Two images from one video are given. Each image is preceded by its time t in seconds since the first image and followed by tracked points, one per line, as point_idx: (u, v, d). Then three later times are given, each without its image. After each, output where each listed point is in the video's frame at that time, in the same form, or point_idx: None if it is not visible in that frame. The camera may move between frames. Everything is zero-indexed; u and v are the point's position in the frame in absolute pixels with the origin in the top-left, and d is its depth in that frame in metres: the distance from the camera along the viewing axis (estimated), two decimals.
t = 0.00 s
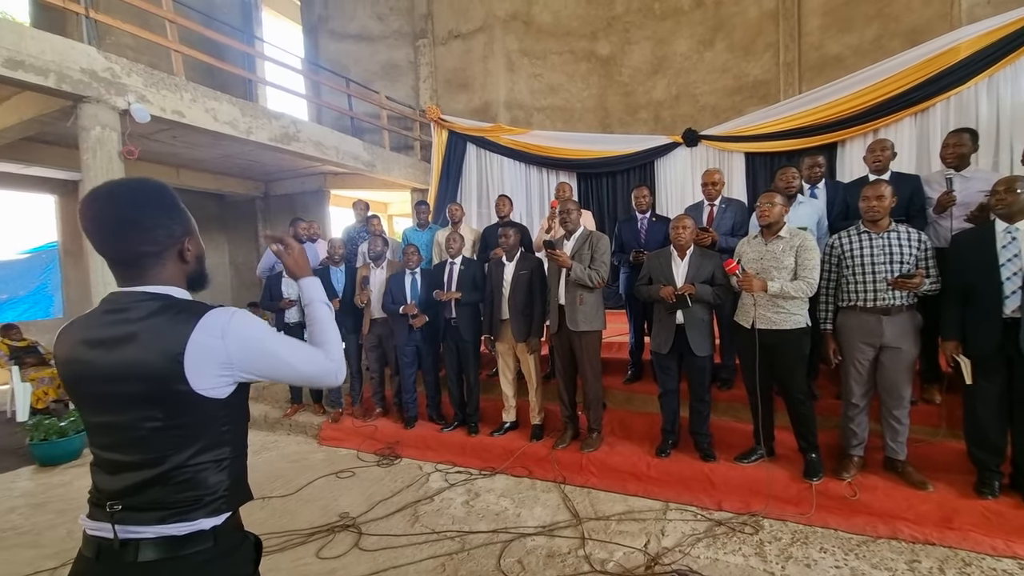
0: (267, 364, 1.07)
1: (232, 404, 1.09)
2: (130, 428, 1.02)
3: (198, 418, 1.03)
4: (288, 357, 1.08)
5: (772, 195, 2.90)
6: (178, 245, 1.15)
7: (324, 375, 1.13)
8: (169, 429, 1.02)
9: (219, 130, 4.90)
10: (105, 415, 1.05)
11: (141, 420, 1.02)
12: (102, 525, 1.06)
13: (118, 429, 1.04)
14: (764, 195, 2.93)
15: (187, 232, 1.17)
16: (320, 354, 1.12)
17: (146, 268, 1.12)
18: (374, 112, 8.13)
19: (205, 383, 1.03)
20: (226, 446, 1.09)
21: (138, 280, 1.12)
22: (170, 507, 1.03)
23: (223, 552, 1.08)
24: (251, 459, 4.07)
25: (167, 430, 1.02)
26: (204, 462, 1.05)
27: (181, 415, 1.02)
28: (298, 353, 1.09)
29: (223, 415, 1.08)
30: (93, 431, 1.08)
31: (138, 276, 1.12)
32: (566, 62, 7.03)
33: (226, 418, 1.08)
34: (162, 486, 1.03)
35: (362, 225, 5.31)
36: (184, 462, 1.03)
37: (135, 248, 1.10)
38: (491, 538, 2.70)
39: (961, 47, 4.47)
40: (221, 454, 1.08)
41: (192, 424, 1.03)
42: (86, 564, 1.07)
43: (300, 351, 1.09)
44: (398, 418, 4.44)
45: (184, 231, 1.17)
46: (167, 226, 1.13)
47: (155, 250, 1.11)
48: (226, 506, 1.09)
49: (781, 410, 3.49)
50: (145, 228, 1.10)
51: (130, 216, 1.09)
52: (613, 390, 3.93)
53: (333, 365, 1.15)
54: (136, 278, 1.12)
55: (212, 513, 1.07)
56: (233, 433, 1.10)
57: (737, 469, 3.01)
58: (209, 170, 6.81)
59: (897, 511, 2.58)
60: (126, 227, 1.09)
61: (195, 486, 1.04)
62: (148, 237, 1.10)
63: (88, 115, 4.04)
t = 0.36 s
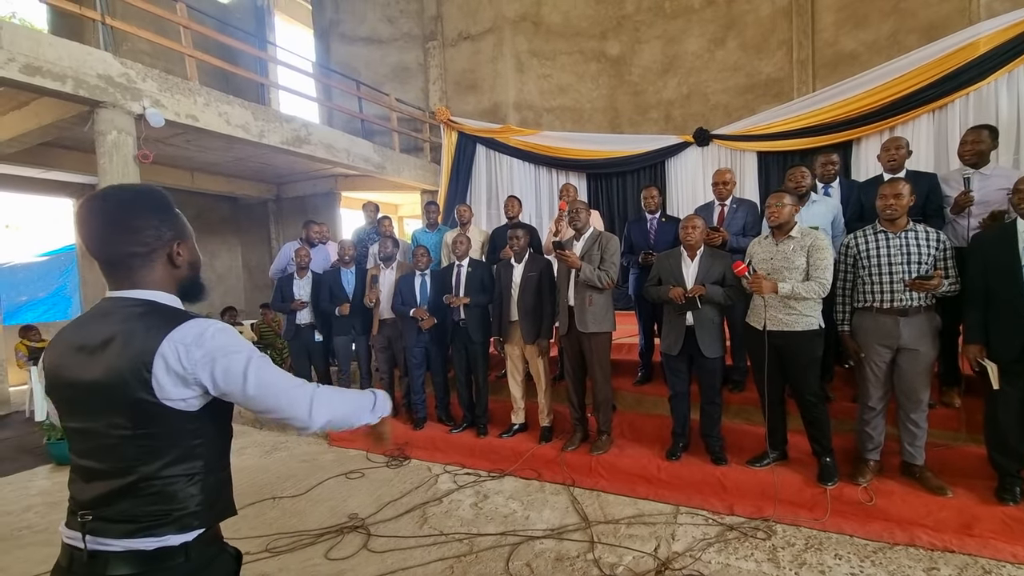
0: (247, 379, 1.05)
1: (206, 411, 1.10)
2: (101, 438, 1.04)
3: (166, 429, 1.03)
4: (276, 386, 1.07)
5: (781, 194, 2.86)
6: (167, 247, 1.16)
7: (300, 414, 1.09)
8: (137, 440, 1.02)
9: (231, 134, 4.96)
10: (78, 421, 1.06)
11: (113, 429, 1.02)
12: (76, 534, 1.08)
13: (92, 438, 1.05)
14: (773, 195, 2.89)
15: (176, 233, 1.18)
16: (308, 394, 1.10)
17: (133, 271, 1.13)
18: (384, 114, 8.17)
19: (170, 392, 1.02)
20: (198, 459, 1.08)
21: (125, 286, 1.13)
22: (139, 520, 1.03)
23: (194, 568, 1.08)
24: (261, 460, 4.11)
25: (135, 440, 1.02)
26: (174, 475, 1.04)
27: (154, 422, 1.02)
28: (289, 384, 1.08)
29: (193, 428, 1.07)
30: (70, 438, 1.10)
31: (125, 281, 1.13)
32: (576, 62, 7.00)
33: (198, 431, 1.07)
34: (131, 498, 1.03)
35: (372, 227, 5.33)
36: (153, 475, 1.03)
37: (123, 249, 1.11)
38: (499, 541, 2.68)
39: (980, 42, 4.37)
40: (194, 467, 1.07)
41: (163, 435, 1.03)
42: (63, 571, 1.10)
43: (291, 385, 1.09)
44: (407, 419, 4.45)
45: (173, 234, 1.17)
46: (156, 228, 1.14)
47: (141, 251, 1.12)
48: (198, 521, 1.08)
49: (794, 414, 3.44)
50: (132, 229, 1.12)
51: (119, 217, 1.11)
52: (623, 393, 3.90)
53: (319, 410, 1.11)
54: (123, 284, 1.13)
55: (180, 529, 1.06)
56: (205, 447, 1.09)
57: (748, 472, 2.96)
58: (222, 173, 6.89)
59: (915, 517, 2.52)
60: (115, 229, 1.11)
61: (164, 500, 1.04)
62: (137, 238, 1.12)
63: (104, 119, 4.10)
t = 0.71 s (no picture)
0: (224, 361, 1.02)
1: (187, 411, 1.08)
2: (79, 439, 1.03)
3: (148, 428, 1.02)
4: (249, 354, 1.02)
5: (773, 197, 2.88)
6: (132, 242, 1.13)
7: (286, 372, 1.03)
8: (117, 440, 1.01)
9: (226, 131, 4.93)
10: (57, 422, 1.06)
11: (91, 430, 1.02)
12: (62, 533, 1.07)
13: (72, 439, 1.04)
14: (765, 197, 2.91)
15: (139, 228, 1.14)
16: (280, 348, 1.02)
17: (99, 269, 1.11)
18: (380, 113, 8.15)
19: (146, 393, 1.01)
20: (183, 456, 1.07)
21: (95, 284, 1.11)
22: (125, 519, 1.03)
23: (183, 564, 1.08)
24: (254, 459, 4.09)
25: (115, 440, 1.01)
26: (158, 473, 1.04)
27: (135, 421, 1.01)
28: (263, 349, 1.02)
29: (171, 429, 1.05)
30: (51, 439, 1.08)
31: (95, 279, 1.11)
32: (573, 63, 7.01)
33: (180, 429, 1.06)
34: (115, 498, 1.03)
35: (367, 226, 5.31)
36: (136, 473, 1.03)
37: (83, 247, 1.09)
38: (493, 541, 2.68)
39: (973, 48, 4.42)
40: (178, 465, 1.07)
41: (144, 434, 1.02)
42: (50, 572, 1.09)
43: (263, 346, 1.02)
44: (400, 419, 4.43)
45: (137, 228, 1.14)
46: (115, 224, 1.11)
47: (101, 250, 1.09)
48: (184, 518, 1.08)
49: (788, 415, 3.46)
50: (91, 226, 1.09)
51: (77, 214, 1.08)
52: (618, 393, 3.91)
53: (300, 359, 1.03)
54: (93, 282, 1.11)
55: (167, 525, 1.06)
56: (188, 445, 1.08)
57: (742, 473, 2.97)
58: (216, 170, 6.85)
59: (906, 517, 2.54)
60: (74, 226, 1.08)
61: (150, 498, 1.04)
62: (96, 236, 1.09)
63: (97, 115, 4.06)
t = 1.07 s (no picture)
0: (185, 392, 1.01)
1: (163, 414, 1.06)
2: (39, 447, 1.01)
3: (110, 437, 1.00)
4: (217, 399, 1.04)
5: (755, 202, 2.93)
6: (102, 241, 1.10)
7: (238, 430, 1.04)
8: (77, 449, 1.00)
9: (207, 127, 4.84)
10: (17, 430, 1.04)
11: (51, 438, 1.00)
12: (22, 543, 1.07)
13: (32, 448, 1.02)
14: (747, 202, 2.96)
15: (114, 226, 1.12)
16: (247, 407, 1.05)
17: (68, 269, 1.08)
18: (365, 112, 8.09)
19: (105, 400, 0.99)
20: (149, 466, 1.05)
21: (64, 285, 1.08)
22: (86, 530, 1.01)
23: None
24: (233, 462, 4.01)
25: (75, 449, 1.00)
26: (120, 485, 1.02)
27: (100, 428, 0.99)
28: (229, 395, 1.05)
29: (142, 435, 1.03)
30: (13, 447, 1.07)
31: (63, 280, 1.08)
32: (559, 66, 7.06)
33: (146, 438, 1.04)
34: (76, 509, 1.01)
35: (351, 226, 5.26)
36: (98, 484, 1.00)
37: (54, 244, 1.07)
38: (477, 543, 2.68)
39: (944, 60, 4.57)
40: (142, 475, 1.04)
41: (107, 443, 1.00)
42: None
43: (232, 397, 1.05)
44: (383, 420, 4.40)
45: (110, 226, 1.11)
46: (88, 222, 1.08)
47: (73, 248, 1.07)
48: (150, 530, 1.05)
49: (767, 416, 3.53)
50: (63, 223, 1.06)
51: (51, 209, 1.06)
52: (601, 395, 3.95)
53: (256, 425, 1.04)
54: (62, 283, 1.08)
55: (131, 538, 1.04)
56: (154, 455, 1.06)
57: (722, 473, 3.02)
58: (196, 167, 6.72)
59: (880, 515, 2.61)
60: (46, 221, 1.06)
61: (112, 510, 1.01)
62: (68, 233, 1.07)
63: (72, 109, 3.96)
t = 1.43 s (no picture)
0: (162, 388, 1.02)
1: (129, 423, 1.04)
2: None
3: (72, 448, 0.98)
4: (207, 390, 1.05)
5: (734, 207, 3.00)
6: (44, 241, 1.06)
7: (238, 411, 1.10)
8: (38, 461, 0.98)
9: (181, 125, 4.73)
10: None
11: (8, 450, 0.97)
12: None
13: None
14: (726, 208, 3.03)
15: (55, 223, 1.07)
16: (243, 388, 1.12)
17: (13, 272, 1.03)
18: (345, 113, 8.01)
19: (67, 409, 0.97)
20: (115, 476, 1.04)
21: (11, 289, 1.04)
22: (51, 543, 0.99)
23: None
24: (207, 468, 3.93)
25: (35, 461, 0.97)
26: (86, 495, 1.00)
27: (63, 439, 0.97)
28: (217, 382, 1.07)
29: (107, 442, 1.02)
30: None
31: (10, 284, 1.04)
32: (541, 70, 7.12)
33: (111, 447, 1.03)
34: (39, 521, 0.99)
35: (331, 228, 5.19)
36: (61, 496, 0.99)
37: None
38: (459, 547, 2.67)
39: (911, 73, 4.74)
40: (108, 485, 1.03)
41: (68, 455, 0.98)
42: None
43: (226, 385, 1.09)
44: (363, 425, 4.35)
45: (50, 225, 1.06)
46: (25, 221, 1.03)
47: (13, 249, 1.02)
48: (118, 540, 1.04)
49: (744, 417, 3.60)
50: None
51: None
52: (583, 397, 3.98)
53: (255, 402, 1.13)
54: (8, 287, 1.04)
55: (98, 548, 1.02)
56: (121, 463, 1.05)
57: (701, 473, 3.07)
58: (169, 166, 6.56)
59: (851, 513, 2.69)
60: None
61: (78, 521, 1.00)
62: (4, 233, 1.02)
63: (39, 104, 3.84)
